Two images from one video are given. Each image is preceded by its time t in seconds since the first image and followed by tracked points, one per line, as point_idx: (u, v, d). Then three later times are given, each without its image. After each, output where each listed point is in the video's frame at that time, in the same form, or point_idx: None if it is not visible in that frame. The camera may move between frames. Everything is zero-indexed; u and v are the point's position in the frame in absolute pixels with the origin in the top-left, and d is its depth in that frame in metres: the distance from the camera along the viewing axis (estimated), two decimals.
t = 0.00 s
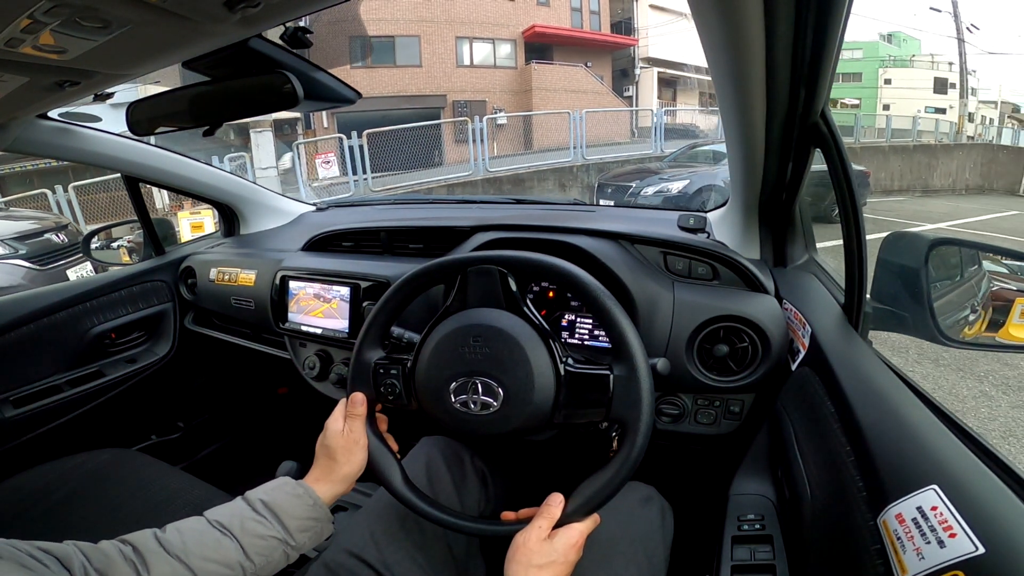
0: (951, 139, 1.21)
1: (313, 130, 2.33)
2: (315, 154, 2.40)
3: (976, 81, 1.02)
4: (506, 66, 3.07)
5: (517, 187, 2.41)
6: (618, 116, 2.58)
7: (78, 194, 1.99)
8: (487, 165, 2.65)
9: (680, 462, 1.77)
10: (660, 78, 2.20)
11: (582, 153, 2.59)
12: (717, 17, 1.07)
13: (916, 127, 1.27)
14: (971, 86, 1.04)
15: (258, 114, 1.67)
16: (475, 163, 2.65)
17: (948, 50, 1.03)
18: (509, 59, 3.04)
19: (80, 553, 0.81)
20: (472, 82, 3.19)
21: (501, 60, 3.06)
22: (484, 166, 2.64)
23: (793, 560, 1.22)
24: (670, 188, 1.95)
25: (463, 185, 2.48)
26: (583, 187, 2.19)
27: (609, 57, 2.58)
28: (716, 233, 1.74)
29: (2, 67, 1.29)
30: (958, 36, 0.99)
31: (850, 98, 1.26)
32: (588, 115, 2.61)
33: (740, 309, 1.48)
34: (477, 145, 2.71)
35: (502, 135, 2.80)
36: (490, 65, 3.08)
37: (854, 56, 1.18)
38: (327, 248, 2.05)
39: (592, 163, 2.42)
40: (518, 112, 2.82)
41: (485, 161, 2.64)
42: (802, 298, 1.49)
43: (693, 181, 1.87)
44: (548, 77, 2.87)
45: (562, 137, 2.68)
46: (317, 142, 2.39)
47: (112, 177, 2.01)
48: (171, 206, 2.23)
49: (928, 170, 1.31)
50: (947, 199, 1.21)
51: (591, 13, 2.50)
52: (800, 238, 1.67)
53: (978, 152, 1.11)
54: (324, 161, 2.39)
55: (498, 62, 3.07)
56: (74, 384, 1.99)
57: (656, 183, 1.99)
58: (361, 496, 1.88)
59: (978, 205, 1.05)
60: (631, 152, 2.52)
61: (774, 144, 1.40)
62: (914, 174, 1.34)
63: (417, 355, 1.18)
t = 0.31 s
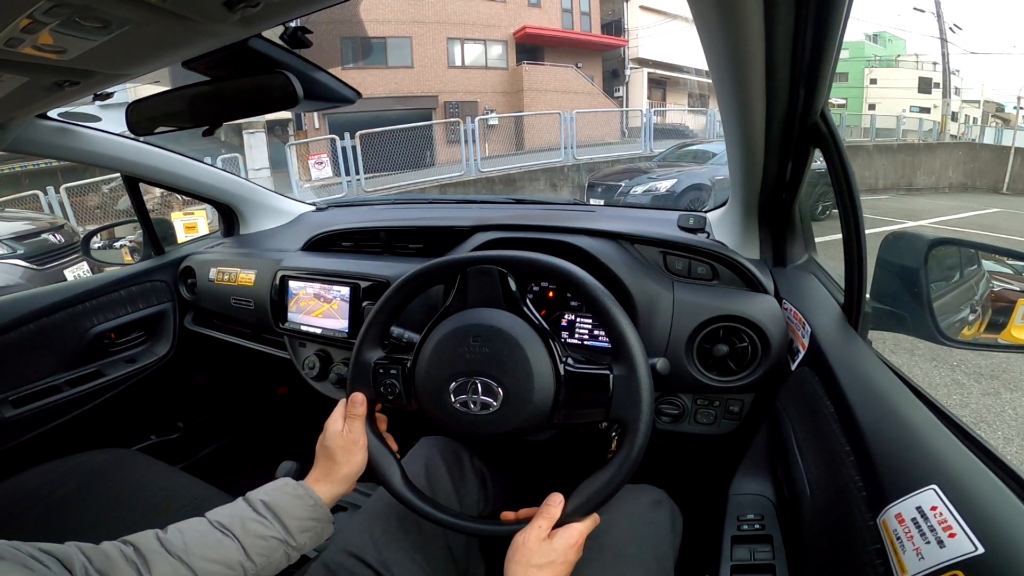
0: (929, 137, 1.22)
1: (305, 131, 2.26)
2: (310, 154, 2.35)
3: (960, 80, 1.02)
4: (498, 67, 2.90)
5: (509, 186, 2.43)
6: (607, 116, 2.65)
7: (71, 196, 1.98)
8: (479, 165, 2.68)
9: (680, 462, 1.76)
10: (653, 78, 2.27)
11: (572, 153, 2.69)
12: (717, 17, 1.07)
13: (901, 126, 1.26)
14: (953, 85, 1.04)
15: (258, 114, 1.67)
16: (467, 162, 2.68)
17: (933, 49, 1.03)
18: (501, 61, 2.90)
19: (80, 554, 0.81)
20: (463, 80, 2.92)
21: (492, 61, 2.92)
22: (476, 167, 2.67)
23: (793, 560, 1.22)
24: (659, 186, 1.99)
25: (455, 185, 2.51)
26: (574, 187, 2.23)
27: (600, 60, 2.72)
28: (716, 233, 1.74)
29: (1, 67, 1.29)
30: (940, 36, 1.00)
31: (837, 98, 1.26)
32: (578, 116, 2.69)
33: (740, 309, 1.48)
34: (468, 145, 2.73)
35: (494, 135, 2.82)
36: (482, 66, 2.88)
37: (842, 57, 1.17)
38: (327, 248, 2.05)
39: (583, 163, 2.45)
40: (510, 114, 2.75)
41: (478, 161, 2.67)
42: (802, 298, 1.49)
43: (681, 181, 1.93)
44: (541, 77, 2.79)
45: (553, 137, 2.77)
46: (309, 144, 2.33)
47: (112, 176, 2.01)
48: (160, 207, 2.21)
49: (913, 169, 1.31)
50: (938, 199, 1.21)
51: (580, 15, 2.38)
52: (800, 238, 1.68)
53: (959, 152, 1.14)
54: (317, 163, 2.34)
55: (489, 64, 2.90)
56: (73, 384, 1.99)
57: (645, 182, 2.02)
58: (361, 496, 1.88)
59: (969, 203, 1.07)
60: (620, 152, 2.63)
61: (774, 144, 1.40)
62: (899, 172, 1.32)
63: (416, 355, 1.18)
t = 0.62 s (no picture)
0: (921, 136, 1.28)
1: (297, 134, 2.20)
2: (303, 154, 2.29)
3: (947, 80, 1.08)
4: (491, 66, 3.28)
5: (502, 187, 2.43)
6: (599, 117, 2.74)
7: (67, 196, 1.96)
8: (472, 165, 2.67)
9: (680, 462, 1.76)
10: (643, 79, 2.47)
11: (566, 153, 2.69)
12: (717, 18, 1.07)
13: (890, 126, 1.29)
14: (940, 85, 1.11)
15: (257, 114, 1.67)
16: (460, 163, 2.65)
17: (920, 50, 1.07)
18: (492, 61, 3.29)
19: (81, 556, 0.81)
20: (458, 76, 3.19)
21: (484, 61, 3.28)
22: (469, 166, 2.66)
23: (794, 560, 1.22)
24: (650, 186, 2.00)
25: (448, 186, 2.48)
26: (566, 187, 2.21)
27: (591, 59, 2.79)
28: (715, 233, 1.74)
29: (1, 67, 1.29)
30: (925, 36, 1.02)
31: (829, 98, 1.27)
32: (571, 116, 2.80)
33: (740, 308, 1.48)
34: (462, 146, 2.70)
35: (487, 135, 2.83)
36: (474, 65, 3.25)
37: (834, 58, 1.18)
38: (327, 248, 2.05)
39: (575, 163, 2.46)
40: (503, 114, 2.90)
41: (471, 160, 2.67)
42: (802, 298, 1.49)
43: (671, 180, 1.96)
44: (533, 79, 3.19)
45: (545, 138, 2.87)
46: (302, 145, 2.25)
47: (112, 177, 2.01)
48: (153, 208, 2.20)
49: (900, 168, 1.33)
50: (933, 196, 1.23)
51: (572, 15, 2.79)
52: (800, 238, 1.68)
53: (946, 151, 1.22)
54: (311, 163, 2.29)
55: (481, 63, 3.27)
56: (73, 384, 1.99)
57: (637, 181, 2.02)
58: (361, 496, 1.89)
59: (955, 201, 1.13)
60: (612, 152, 2.61)
61: (774, 144, 1.40)
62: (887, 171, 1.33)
63: (416, 355, 1.18)
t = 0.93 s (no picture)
0: (908, 137, 1.30)
1: (290, 134, 2.23)
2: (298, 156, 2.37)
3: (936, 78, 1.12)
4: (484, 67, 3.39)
5: (496, 187, 2.42)
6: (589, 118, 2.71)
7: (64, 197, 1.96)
8: (466, 165, 2.71)
9: (680, 462, 1.76)
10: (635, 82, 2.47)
11: (558, 153, 2.72)
12: (717, 19, 1.07)
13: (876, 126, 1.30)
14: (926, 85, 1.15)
15: (257, 114, 1.67)
16: (454, 163, 2.70)
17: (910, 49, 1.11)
18: (485, 62, 3.37)
19: (79, 555, 0.81)
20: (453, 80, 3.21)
21: (477, 62, 3.37)
22: (463, 167, 2.70)
23: (793, 560, 1.22)
24: (640, 185, 2.02)
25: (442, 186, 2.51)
26: (559, 187, 2.23)
27: (584, 60, 2.84)
28: (716, 233, 1.75)
29: None
30: (913, 36, 1.07)
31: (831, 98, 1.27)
32: (562, 117, 2.76)
33: (740, 309, 1.48)
34: (455, 146, 2.72)
35: (480, 135, 2.81)
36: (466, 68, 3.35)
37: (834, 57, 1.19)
38: (327, 249, 2.05)
39: (568, 163, 2.47)
40: (496, 115, 2.86)
41: (465, 160, 2.70)
42: (802, 297, 1.49)
43: (662, 180, 2.00)
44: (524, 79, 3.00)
45: (538, 138, 2.80)
46: (296, 147, 2.32)
47: (112, 177, 2.01)
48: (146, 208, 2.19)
49: (885, 167, 1.34)
50: (916, 196, 1.28)
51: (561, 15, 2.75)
52: (800, 238, 1.68)
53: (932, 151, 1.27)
54: (304, 163, 2.40)
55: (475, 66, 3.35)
56: (73, 384, 1.99)
57: (627, 180, 2.04)
58: (361, 496, 1.89)
59: (943, 201, 1.17)
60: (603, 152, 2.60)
61: (774, 144, 1.40)
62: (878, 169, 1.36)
63: (417, 355, 1.18)
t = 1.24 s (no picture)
0: (890, 136, 1.36)
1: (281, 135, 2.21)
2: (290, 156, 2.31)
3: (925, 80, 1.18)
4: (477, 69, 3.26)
5: (488, 187, 2.42)
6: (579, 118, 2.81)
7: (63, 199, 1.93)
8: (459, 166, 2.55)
9: (681, 462, 1.76)
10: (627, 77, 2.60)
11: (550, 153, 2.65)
12: (717, 19, 1.07)
13: (860, 124, 1.29)
14: (911, 85, 1.23)
15: (256, 114, 1.67)
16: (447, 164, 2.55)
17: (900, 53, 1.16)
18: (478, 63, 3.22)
19: (80, 556, 0.81)
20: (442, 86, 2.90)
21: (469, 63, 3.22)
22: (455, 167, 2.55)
23: (794, 560, 1.22)
24: (629, 185, 2.05)
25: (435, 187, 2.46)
26: (550, 187, 2.26)
27: (575, 62, 3.09)
28: (716, 233, 1.75)
29: None
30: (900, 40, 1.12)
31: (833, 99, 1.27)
32: (554, 117, 2.79)
33: (741, 309, 1.47)
34: (447, 146, 2.55)
35: (472, 136, 2.68)
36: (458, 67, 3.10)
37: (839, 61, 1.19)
38: (327, 249, 2.05)
39: (559, 162, 2.48)
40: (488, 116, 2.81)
41: (456, 162, 2.54)
42: (802, 298, 1.49)
43: (650, 179, 2.03)
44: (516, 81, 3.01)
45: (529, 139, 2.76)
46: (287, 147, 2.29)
47: (112, 177, 2.01)
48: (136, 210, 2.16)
49: (873, 166, 1.33)
50: (903, 195, 1.33)
51: (557, 18, 2.65)
52: (800, 238, 1.68)
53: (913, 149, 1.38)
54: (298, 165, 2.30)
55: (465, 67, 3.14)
56: (73, 384, 1.99)
57: (617, 181, 2.07)
58: (361, 496, 1.89)
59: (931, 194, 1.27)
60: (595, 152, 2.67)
61: (774, 144, 1.40)
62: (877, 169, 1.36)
63: (417, 355, 1.18)
